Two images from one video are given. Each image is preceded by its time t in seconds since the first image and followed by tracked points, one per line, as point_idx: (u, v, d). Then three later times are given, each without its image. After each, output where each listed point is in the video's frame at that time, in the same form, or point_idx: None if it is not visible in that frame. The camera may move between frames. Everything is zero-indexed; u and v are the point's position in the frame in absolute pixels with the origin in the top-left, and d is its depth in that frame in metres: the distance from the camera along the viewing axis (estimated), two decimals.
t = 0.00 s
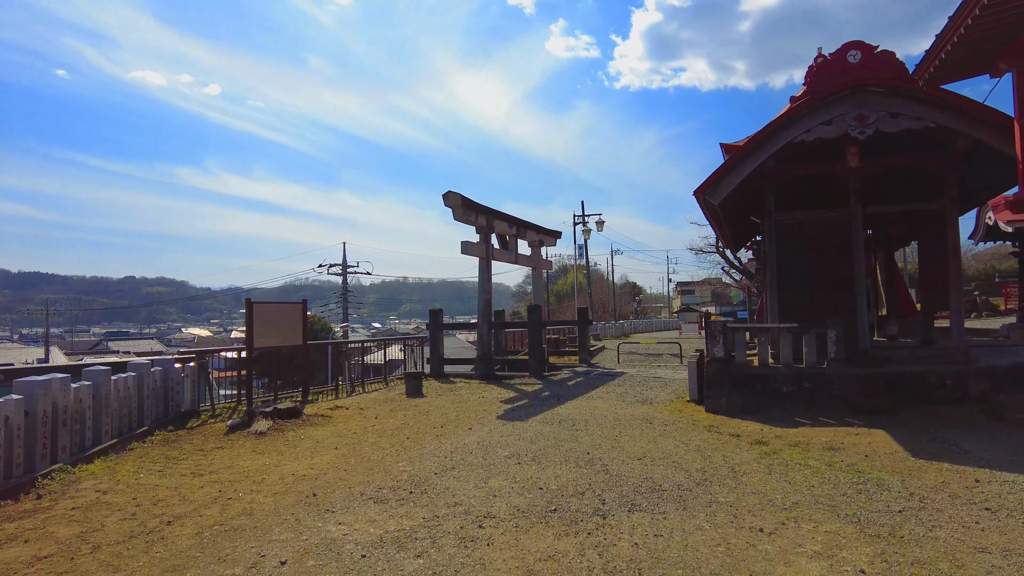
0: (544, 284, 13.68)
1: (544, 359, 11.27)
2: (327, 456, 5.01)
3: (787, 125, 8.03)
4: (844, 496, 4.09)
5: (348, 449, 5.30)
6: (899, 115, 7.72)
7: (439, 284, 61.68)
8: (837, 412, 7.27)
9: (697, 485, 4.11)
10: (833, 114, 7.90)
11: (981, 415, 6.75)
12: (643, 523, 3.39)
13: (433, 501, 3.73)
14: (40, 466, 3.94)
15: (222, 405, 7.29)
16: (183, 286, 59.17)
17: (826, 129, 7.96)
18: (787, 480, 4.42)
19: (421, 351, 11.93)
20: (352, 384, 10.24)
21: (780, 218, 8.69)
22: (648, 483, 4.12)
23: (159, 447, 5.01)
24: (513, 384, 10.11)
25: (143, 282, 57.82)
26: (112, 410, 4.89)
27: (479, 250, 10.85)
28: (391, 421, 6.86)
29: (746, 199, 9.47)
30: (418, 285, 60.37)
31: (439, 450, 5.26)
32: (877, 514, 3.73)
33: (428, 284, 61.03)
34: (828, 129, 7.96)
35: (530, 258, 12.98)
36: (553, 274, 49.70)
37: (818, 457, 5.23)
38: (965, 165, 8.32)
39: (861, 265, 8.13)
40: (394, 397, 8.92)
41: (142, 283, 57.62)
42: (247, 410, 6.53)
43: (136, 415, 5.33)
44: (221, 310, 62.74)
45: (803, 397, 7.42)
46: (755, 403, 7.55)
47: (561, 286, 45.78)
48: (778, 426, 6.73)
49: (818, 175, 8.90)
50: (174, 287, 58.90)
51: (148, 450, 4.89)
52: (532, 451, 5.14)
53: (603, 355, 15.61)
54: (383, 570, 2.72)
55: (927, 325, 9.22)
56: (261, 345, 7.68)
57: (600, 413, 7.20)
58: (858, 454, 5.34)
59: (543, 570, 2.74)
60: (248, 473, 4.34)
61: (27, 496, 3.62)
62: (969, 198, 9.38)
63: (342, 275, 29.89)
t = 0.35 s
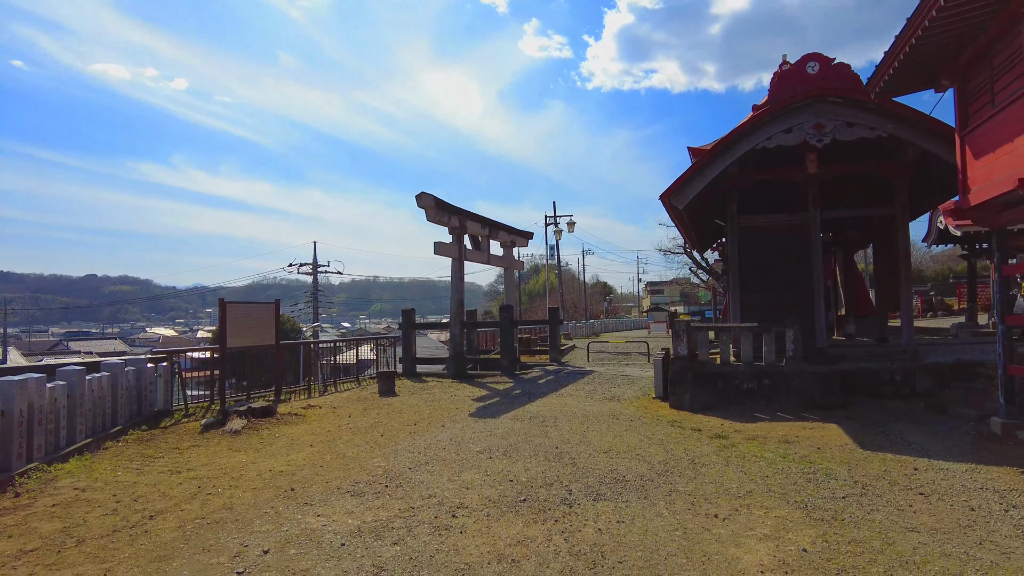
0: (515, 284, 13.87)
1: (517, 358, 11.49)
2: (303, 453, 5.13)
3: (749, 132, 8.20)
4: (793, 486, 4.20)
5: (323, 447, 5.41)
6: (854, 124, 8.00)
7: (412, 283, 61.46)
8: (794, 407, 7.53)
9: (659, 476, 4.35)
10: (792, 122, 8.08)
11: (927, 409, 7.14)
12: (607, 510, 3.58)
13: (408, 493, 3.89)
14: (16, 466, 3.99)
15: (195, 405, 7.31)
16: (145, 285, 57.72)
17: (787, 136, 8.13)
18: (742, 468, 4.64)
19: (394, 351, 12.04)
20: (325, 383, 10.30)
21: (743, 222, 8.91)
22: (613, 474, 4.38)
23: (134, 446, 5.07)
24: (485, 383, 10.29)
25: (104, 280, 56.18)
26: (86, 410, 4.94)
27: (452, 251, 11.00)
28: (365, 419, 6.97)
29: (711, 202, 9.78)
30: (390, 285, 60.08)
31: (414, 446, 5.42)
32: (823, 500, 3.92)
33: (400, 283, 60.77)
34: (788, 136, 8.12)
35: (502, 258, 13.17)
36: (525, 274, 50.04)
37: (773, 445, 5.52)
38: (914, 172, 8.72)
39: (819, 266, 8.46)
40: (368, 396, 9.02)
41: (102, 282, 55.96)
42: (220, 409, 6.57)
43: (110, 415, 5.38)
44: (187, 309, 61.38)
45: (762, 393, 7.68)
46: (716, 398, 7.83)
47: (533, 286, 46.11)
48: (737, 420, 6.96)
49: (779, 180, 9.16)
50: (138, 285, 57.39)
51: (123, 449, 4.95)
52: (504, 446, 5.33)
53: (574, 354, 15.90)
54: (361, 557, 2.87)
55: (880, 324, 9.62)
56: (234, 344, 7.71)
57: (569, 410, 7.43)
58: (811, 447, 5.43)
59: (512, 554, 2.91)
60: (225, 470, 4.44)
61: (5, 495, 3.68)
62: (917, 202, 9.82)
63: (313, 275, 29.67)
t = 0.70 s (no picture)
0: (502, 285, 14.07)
1: (504, 357, 11.70)
2: (298, 447, 5.30)
3: (729, 139, 8.44)
4: (766, 473, 4.51)
5: (317, 442, 5.58)
6: (830, 131, 8.28)
7: (399, 284, 61.43)
8: (771, 404, 7.80)
9: (640, 466, 4.59)
10: (771, 129, 8.33)
11: (897, 406, 7.46)
12: (590, 497, 3.80)
13: (402, 483, 4.09)
14: (21, 459, 4.12)
15: (188, 402, 7.43)
16: (129, 285, 57.15)
17: (766, 142, 8.37)
18: (719, 459, 4.89)
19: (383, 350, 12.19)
20: (315, 382, 10.44)
21: (723, 224, 9.17)
22: (596, 465, 4.61)
23: (132, 441, 5.21)
24: (473, 382, 10.49)
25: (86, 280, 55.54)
26: (85, 406, 5.07)
27: (440, 252, 11.18)
28: (356, 416, 7.14)
29: (693, 206, 10.06)
30: (377, 285, 60.01)
31: (405, 441, 5.62)
32: (791, 487, 4.16)
33: (387, 284, 60.71)
34: (767, 143, 8.37)
35: (490, 259, 13.38)
36: (512, 274, 50.29)
37: (749, 438, 5.79)
38: (887, 178, 9.04)
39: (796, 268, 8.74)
40: (358, 394, 9.19)
41: (84, 281, 55.30)
42: (214, 406, 6.71)
43: (107, 411, 5.51)
44: (171, 309, 60.81)
45: (741, 390, 7.94)
46: (697, 395, 8.09)
47: (520, 286, 46.36)
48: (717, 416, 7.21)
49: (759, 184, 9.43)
50: (121, 285, 56.77)
51: (122, 444, 5.09)
52: (492, 440, 5.54)
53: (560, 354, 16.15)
54: (360, 539, 3.07)
55: (855, 324, 9.93)
56: (227, 343, 7.84)
57: (555, 407, 7.65)
58: (785, 440, 5.67)
59: (501, 536, 3.12)
60: (223, 463, 4.60)
61: (12, 486, 3.82)
62: (891, 207, 10.16)
63: (300, 275, 29.66)
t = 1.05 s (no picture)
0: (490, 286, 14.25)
1: (491, 357, 11.90)
2: (290, 443, 5.46)
3: (710, 145, 8.68)
4: (738, 466, 4.72)
5: (309, 438, 5.73)
6: (807, 139, 8.51)
7: (386, 284, 61.37)
8: (748, 402, 8.07)
9: (620, 460, 4.81)
10: (750, 136, 8.56)
11: (869, 403, 7.76)
12: (572, 488, 4.01)
13: (393, 476, 4.28)
14: (21, 455, 4.25)
15: (180, 401, 7.55)
16: (110, 284, 56.49)
17: (746, 150, 8.61)
18: (695, 453, 5.13)
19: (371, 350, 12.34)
20: (304, 381, 10.56)
21: (704, 228, 9.42)
22: (579, 458, 4.83)
23: (127, 438, 5.34)
24: (461, 381, 10.68)
25: (67, 279, 54.81)
26: (81, 404, 5.20)
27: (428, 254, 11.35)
28: (346, 414, 7.30)
29: (676, 209, 10.29)
30: (363, 285, 59.89)
31: (396, 437, 5.80)
32: (762, 478, 4.39)
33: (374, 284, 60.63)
34: (747, 150, 8.61)
35: (477, 261, 13.57)
36: (499, 275, 50.47)
37: (726, 433, 6.04)
38: (862, 184, 9.33)
39: (774, 271, 8.99)
40: (347, 393, 9.34)
41: (65, 280, 54.57)
42: (206, 404, 6.83)
43: (101, 409, 5.63)
44: (154, 309, 60.21)
45: (720, 389, 8.20)
46: (678, 394, 8.34)
47: (507, 287, 46.57)
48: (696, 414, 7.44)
49: (739, 189, 9.68)
50: (103, 284, 56.11)
51: (118, 441, 5.22)
52: (480, 437, 5.74)
53: (547, 354, 16.38)
54: (355, 527, 3.25)
55: (832, 325, 10.23)
56: (218, 343, 7.96)
57: (540, 405, 7.87)
58: (760, 436, 5.91)
59: (488, 523, 3.33)
60: (219, 458, 4.75)
61: (14, 481, 3.96)
62: (866, 211, 10.46)
63: (287, 275, 29.64)
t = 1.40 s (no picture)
0: (475, 286, 14.45)
1: (477, 356, 12.12)
2: (280, 439, 5.64)
3: (687, 150, 8.96)
4: (708, 456, 4.99)
5: (299, 434, 5.91)
6: (781, 145, 8.82)
7: (372, 284, 61.30)
8: (724, 398, 8.39)
9: (597, 452, 5.05)
10: (726, 141, 8.85)
11: (838, 399, 8.08)
12: (550, 477, 4.25)
13: (381, 467, 4.49)
14: (20, 449, 4.40)
15: (170, 399, 7.67)
16: (91, 284, 55.78)
17: (721, 155, 8.90)
18: (668, 445, 5.38)
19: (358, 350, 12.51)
20: (291, 380, 10.70)
21: (682, 230, 9.70)
22: (558, 451, 5.07)
23: (120, 434, 5.49)
24: (447, 380, 10.89)
25: (47, 279, 54.05)
26: (75, 401, 5.34)
27: (414, 254, 11.54)
28: (334, 412, 7.48)
29: (655, 212, 10.58)
30: (349, 285, 59.75)
31: (383, 432, 6.00)
32: (730, 467, 4.65)
33: (360, 284, 60.52)
34: (722, 155, 8.90)
35: (463, 261, 13.77)
36: (486, 275, 50.64)
37: (700, 427, 6.30)
38: (834, 188, 9.67)
39: (749, 272, 9.30)
40: (334, 392, 9.50)
41: (45, 280, 53.81)
42: (197, 402, 6.98)
43: (94, 406, 5.77)
44: (136, 310, 59.57)
45: (697, 385, 8.50)
46: (657, 390, 8.63)
47: (493, 287, 46.77)
48: (674, 410, 7.72)
49: (716, 193, 9.98)
50: (85, 285, 55.41)
51: (111, 437, 5.37)
52: (464, 431, 5.95)
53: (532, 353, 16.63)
54: (346, 512, 3.46)
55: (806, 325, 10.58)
56: (207, 342, 8.09)
57: (524, 402, 8.10)
58: (731, 429, 6.20)
59: (470, 508, 3.56)
60: (212, 452, 4.93)
61: (14, 473, 4.11)
62: (839, 215, 10.82)
63: (273, 276, 29.61)
